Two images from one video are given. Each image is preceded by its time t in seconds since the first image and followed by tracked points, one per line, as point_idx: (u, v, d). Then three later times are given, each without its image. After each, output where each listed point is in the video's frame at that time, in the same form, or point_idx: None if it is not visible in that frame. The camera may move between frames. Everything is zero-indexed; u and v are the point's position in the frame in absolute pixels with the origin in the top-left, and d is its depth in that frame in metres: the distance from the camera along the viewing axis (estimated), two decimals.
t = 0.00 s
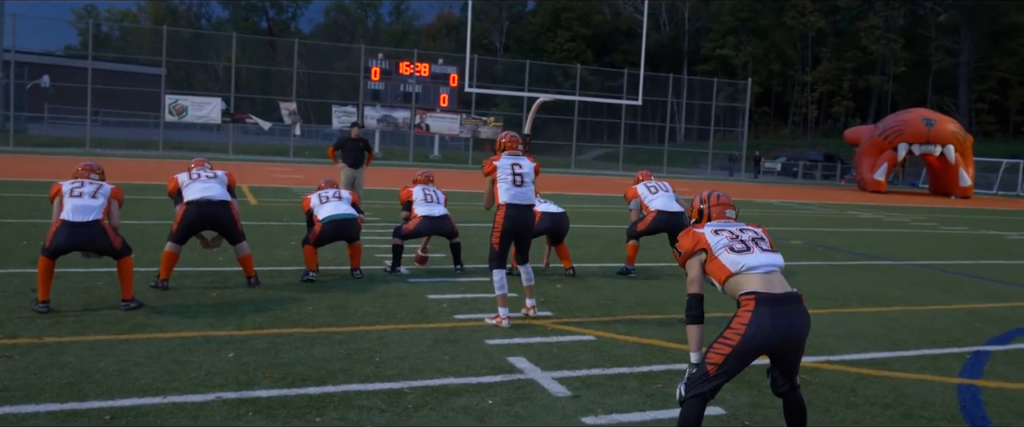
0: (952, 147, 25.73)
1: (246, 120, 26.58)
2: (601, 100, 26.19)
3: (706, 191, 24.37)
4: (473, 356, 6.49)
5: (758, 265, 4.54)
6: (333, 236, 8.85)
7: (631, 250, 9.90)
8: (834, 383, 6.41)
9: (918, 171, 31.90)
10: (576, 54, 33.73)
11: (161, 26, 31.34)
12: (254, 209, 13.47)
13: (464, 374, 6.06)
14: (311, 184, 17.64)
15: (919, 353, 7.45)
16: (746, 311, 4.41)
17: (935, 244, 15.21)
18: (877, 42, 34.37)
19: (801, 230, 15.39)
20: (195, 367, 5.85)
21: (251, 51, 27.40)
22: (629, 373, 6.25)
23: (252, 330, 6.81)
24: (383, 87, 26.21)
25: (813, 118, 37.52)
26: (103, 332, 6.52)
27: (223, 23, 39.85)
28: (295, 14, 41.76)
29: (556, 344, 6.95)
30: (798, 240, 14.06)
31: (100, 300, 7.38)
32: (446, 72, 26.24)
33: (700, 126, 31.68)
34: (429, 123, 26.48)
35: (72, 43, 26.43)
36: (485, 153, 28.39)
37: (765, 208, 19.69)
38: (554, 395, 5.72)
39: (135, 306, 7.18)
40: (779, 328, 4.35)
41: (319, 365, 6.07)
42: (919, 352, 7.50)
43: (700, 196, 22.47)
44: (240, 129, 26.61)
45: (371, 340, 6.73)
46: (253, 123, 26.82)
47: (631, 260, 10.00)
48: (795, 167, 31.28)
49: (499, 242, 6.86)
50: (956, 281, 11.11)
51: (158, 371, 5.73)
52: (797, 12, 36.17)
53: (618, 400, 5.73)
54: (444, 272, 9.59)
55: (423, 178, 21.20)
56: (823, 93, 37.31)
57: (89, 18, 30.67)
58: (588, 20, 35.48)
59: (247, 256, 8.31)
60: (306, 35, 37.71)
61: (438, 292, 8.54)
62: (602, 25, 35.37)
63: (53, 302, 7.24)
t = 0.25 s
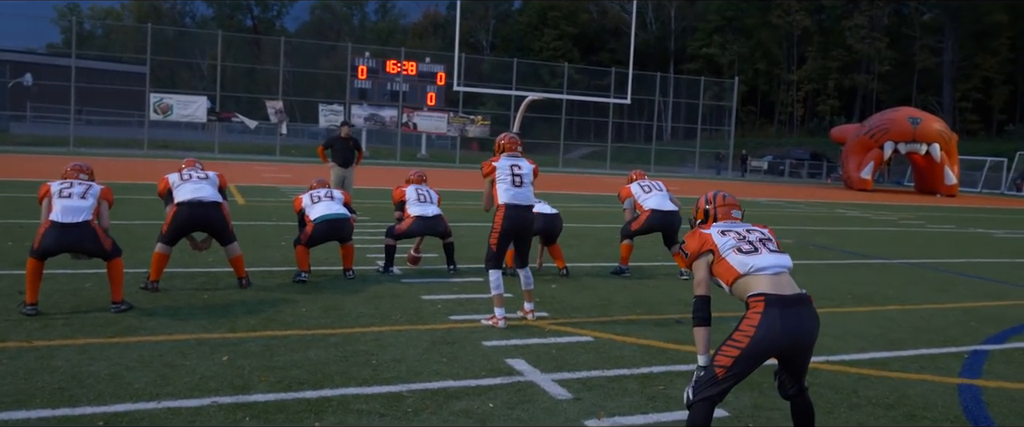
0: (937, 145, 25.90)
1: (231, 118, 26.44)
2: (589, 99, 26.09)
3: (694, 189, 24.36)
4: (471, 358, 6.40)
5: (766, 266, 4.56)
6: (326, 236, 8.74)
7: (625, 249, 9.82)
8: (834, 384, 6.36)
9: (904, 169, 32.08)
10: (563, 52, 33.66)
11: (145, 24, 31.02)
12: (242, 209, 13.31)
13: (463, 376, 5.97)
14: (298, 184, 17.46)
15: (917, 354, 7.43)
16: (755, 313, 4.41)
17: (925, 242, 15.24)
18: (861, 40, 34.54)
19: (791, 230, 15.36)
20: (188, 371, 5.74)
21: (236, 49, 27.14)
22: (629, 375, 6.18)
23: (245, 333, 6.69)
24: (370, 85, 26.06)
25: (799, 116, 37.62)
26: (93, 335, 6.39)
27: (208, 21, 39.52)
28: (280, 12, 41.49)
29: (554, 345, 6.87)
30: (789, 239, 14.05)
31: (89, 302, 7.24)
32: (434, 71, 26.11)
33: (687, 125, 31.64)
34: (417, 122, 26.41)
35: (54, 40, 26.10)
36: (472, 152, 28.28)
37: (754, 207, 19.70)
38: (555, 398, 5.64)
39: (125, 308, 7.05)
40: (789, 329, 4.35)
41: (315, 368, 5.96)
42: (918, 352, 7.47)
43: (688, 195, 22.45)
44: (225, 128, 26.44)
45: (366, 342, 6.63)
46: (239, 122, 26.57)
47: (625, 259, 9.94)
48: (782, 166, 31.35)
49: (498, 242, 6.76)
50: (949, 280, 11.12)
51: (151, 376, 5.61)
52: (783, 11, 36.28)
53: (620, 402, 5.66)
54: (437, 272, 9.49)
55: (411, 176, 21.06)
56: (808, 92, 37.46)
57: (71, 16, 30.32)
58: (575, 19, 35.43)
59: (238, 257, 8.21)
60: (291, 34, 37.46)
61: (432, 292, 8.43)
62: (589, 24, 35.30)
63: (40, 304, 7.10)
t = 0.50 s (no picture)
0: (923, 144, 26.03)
1: (217, 118, 26.18)
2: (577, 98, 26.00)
3: (682, 188, 24.35)
4: (468, 360, 6.32)
5: (774, 266, 4.54)
6: (318, 236, 8.62)
7: (620, 249, 9.77)
8: (835, 386, 6.32)
9: (889, 168, 32.24)
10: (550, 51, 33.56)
11: (127, 22, 30.68)
12: (229, 209, 13.14)
13: (462, 379, 5.88)
14: (286, 183, 17.29)
15: (915, 354, 7.40)
16: (765, 314, 4.38)
17: (914, 241, 15.27)
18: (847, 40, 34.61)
19: (782, 229, 15.35)
20: (181, 375, 5.61)
21: (220, 47, 26.84)
22: (629, 377, 6.12)
23: (238, 335, 6.57)
24: (357, 84, 25.75)
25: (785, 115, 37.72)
26: (82, 338, 6.25)
27: (191, 19, 39.16)
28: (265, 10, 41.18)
29: (552, 346, 6.80)
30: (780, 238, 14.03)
31: (76, 305, 7.10)
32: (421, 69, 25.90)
33: (674, 123, 31.60)
34: (404, 121, 26.32)
35: (35, 38, 25.78)
36: (460, 151, 28.15)
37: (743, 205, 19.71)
38: (556, 400, 5.57)
39: (114, 310, 6.91)
40: (799, 331, 4.32)
41: (311, 371, 5.86)
42: (915, 352, 7.45)
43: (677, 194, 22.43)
44: (210, 127, 26.22)
45: (362, 344, 6.52)
46: (223, 121, 26.32)
47: (620, 259, 9.88)
48: (769, 165, 31.43)
49: (497, 241, 6.74)
50: (941, 279, 11.13)
51: (143, 380, 5.49)
52: (769, 10, 36.35)
53: (621, 404, 5.59)
54: (430, 272, 9.40)
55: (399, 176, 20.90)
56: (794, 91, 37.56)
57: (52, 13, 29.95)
58: (562, 18, 35.34)
59: (229, 258, 8.07)
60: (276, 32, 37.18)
61: (426, 293, 8.33)
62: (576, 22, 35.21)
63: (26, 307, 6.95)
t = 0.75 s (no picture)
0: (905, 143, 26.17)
1: (199, 116, 25.96)
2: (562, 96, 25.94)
3: (667, 187, 24.37)
4: (464, 361, 6.24)
5: (780, 265, 4.50)
6: (308, 235, 8.51)
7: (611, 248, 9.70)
8: (833, 386, 6.28)
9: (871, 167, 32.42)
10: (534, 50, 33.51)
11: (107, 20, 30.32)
12: (215, 209, 12.96)
13: (458, 381, 5.79)
14: (271, 183, 17.11)
15: (910, 353, 7.38)
16: (771, 314, 4.34)
17: (900, 239, 15.34)
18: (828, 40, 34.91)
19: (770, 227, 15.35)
20: (171, 378, 5.48)
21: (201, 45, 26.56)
22: (627, 377, 6.06)
23: (228, 337, 6.44)
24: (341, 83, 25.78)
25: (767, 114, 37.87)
26: (68, 341, 6.11)
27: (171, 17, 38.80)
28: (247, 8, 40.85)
29: (548, 347, 6.72)
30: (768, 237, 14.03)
31: (61, 306, 6.94)
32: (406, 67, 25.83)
33: (658, 122, 31.62)
34: (388, 119, 26.32)
35: (13, 36, 25.41)
36: (444, 150, 28.11)
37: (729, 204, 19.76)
38: (555, 402, 5.49)
39: (100, 312, 6.76)
40: (805, 330, 4.28)
41: (304, 373, 5.74)
42: (911, 351, 7.43)
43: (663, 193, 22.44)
44: (191, 125, 26.00)
45: (355, 346, 6.41)
46: (205, 120, 26.09)
47: (611, 258, 9.83)
48: (752, 164, 31.56)
49: (494, 240, 6.81)
50: (929, 276, 11.16)
51: (132, 384, 5.35)
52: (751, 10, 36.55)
53: (621, 405, 5.52)
54: (420, 272, 9.29)
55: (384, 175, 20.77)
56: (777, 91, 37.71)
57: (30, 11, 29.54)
58: (546, 17, 35.33)
59: (217, 259, 7.93)
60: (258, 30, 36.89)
61: (418, 293, 8.23)
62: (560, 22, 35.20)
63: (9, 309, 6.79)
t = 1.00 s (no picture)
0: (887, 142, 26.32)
1: (180, 115, 25.68)
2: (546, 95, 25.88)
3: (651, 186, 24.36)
4: (459, 362, 6.15)
5: (785, 265, 4.52)
6: (296, 235, 8.38)
7: (602, 247, 9.66)
8: (831, 387, 6.23)
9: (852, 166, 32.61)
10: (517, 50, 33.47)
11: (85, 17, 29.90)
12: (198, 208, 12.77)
13: (454, 382, 5.70)
14: (254, 181, 16.90)
15: (904, 352, 7.37)
16: (777, 314, 4.33)
17: (885, 238, 15.39)
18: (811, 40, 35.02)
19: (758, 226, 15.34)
20: (160, 382, 5.35)
21: (181, 43, 26.24)
22: (623, 378, 5.99)
23: (217, 339, 6.31)
24: (324, 81, 25.70)
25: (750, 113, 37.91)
26: (51, 345, 5.96)
27: (150, 15, 38.36)
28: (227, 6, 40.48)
29: (543, 347, 6.66)
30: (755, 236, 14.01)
31: (44, 309, 6.78)
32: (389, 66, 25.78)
33: (642, 122, 31.63)
34: (372, 118, 26.20)
35: None
36: (428, 149, 28.00)
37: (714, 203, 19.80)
38: (553, 403, 5.41)
39: (85, 315, 6.61)
40: (811, 330, 4.26)
41: (297, 376, 5.63)
42: (904, 349, 7.43)
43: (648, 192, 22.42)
44: (172, 124, 25.71)
45: (348, 347, 6.30)
46: (186, 119, 25.87)
47: (602, 257, 9.78)
48: (736, 163, 31.67)
49: (488, 240, 6.74)
50: (917, 275, 11.19)
51: (120, 388, 5.22)
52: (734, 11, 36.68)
53: (620, 406, 5.45)
54: (409, 272, 9.19)
55: (369, 175, 20.62)
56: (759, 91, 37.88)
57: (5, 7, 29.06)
58: (530, 16, 35.31)
59: (203, 259, 7.79)
60: (239, 28, 36.56)
61: (409, 293, 8.13)
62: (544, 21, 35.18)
63: None
